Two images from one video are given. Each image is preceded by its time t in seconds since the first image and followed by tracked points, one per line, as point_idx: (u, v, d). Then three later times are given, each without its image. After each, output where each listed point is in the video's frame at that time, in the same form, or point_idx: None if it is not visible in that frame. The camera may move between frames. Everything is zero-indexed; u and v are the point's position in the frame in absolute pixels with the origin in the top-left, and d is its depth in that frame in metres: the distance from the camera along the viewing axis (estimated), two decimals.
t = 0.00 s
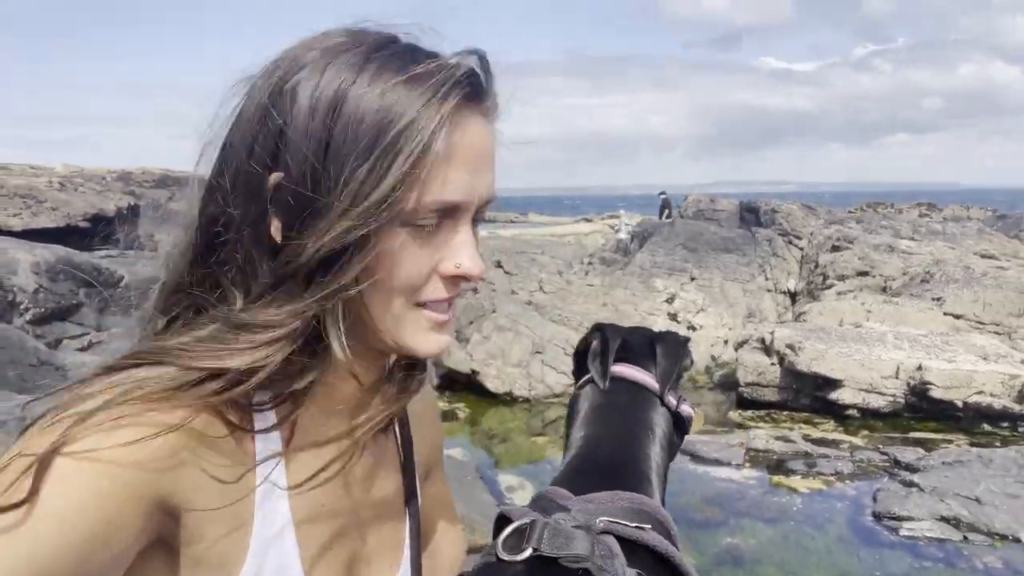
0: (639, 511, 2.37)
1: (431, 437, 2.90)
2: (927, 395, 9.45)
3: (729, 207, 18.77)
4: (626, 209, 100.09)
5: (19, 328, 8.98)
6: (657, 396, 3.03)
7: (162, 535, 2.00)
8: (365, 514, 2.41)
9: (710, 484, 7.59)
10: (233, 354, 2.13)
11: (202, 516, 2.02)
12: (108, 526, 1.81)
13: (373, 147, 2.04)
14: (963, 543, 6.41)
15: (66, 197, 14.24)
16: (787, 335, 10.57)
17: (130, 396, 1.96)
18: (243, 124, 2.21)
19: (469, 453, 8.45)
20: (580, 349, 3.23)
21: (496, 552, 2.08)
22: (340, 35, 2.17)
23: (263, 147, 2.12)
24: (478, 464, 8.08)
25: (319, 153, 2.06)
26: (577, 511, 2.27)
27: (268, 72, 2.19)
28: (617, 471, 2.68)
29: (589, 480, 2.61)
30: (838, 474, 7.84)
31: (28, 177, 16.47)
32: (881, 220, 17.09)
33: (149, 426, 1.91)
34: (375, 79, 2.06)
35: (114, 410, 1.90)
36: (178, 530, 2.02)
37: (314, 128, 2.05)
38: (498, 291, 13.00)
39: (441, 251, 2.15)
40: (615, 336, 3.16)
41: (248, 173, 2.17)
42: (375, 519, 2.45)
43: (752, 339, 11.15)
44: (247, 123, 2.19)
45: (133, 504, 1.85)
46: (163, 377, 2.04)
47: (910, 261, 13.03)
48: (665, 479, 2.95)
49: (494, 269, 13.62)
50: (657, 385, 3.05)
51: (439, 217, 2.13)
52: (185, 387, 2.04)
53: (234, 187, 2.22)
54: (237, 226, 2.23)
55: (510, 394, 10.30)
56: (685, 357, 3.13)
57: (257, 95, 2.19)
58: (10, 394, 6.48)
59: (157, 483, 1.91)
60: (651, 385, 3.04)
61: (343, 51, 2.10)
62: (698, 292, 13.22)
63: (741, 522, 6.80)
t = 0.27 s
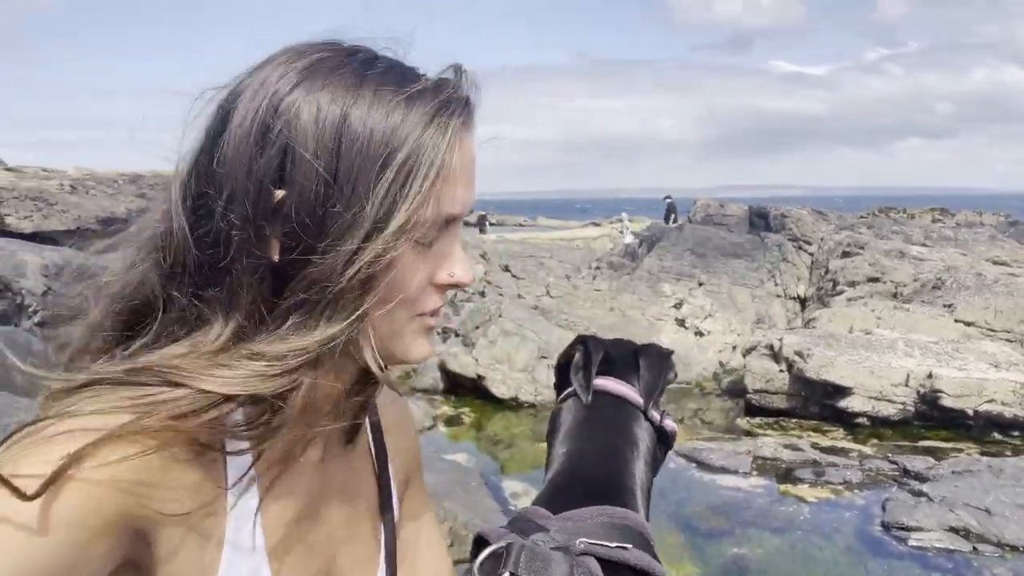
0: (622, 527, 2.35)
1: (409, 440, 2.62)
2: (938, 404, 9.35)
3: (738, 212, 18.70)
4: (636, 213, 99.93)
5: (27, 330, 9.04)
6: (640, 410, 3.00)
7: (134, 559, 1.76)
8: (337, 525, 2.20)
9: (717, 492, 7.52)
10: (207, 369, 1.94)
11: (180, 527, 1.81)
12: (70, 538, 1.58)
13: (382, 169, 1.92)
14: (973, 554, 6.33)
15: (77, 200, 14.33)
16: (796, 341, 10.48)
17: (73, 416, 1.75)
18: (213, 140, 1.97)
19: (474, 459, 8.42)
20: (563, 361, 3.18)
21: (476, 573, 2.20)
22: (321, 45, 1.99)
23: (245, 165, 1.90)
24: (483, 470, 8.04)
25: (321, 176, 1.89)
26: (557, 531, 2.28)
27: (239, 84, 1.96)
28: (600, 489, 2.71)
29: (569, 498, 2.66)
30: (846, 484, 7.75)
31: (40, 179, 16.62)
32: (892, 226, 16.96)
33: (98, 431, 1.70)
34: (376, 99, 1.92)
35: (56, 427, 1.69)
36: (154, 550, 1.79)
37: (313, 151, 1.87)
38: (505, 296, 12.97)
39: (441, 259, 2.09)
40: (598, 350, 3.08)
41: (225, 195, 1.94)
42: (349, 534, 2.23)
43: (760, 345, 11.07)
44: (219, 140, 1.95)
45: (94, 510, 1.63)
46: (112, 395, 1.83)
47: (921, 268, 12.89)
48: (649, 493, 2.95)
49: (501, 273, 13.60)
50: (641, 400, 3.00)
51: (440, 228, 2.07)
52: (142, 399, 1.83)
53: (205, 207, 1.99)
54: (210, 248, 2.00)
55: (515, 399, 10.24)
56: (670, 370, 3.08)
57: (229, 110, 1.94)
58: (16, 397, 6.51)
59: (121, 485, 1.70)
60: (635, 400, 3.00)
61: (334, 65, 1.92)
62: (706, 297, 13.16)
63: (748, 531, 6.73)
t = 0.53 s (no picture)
0: (607, 533, 2.30)
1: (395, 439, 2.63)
2: (943, 408, 9.29)
3: (744, 213, 18.64)
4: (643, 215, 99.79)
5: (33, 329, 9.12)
6: (626, 411, 2.99)
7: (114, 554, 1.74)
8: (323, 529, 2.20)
9: (719, 495, 7.49)
10: (212, 378, 1.92)
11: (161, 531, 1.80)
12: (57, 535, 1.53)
13: (385, 164, 1.91)
14: (977, 558, 6.29)
15: (84, 199, 14.40)
16: (800, 344, 10.44)
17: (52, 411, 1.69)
18: (200, 140, 1.90)
19: (477, 460, 8.41)
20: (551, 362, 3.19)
21: (455, 570, 2.07)
22: (306, 42, 1.96)
23: (241, 164, 1.84)
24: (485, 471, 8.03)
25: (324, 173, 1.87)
26: (542, 531, 2.21)
27: (223, 82, 1.90)
28: (585, 488, 2.67)
29: (553, 498, 2.61)
30: (850, 487, 7.70)
31: (48, 179, 16.75)
32: (898, 229, 16.88)
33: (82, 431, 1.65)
34: (372, 94, 1.91)
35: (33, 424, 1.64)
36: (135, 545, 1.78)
37: (315, 148, 1.85)
38: (509, 297, 12.98)
39: (433, 257, 2.11)
40: (585, 351, 3.11)
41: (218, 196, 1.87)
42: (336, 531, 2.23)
43: (765, 348, 11.04)
44: (207, 139, 1.88)
45: (84, 507, 1.58)
46: (103, 391, 1.79)
47: (927, 271, 12.81)
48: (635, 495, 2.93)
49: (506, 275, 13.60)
50: (628, 401, 3.01)
51: (438, 224, 2.09)
52: (128, 396, 1.81)
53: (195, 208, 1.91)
54: (201, 249, 1.92)
55: (518, 400, 10.13)
56: (658, 372, 3.08)
57: (216, 109, 1.88)
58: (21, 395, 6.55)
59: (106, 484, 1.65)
60: (620, 401, 3.00)
61: (326, 62, 1.91)
62: (711, 299, 13.14)
63: (750, 534, 6.70)
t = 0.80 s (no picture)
0: (603, 533, 2.29)
1: (405, 435, 2.63)
2: (947, 410, 9.27)
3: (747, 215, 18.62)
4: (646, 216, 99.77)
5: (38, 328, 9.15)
6: (625, 412, 2.98)
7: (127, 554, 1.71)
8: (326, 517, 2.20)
9: (722, 497, 7.48)
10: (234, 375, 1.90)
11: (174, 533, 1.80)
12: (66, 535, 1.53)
13: (403, 158, 1.92)
14: (980, 561, 6.28)
15: (89, 199, 14.43)
16: (804, 346, 10.43)
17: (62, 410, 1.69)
18: (212, 142, 1.88)
19: (480, 461, 8.42)
20: (549, 363, 3.19)
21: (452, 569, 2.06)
22: (311, 43, 1.96)
23: (259, 162, 1.83)
24: (488, 472, 8.04)
25: (345, 167, 1.87)
26: (539, 531, 2.21)
27: (232, 84, 1.89)
28: (582, 488, 2.66)
29: (550, 499, 2.60)
30: (853, 489, 7.69)
31: (52, 179, 16.79)
32: (903, 231, 16.84)
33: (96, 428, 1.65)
34: (385, 90, 1.93)
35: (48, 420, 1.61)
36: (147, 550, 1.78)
37: (335, 143, 1.85)
38: (512, 298, 12.99)
39: (445, 247, 2.12)
40: (583, 352, 3.11)
41: (236, 195, 1.85)
42: (337, 526, 2.22)
43: (768, 349, 11.02)
44: (220, 140, 1.87)
45: (98, 503, 1.59)
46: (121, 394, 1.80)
47: (932, 273, 12.79)
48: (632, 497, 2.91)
49: (509, 276, 13.61)
50: (626, 402, 2.99)
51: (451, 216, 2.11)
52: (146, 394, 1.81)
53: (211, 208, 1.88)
54: (216, 249, 1.89)
55: (521, 402, 10.16)
56: (656, 372, 3.07)
57: (228, 110, 1.86)
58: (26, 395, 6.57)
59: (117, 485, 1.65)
60: (619, 401, 2.99)
61: (336, 60, 1.92)
62: (714, 301, 13.13)
63: (753, 536, 6.69)
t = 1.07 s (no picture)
0: (601, 531, 2.27)
1: (415, 440, 2.57)
2: (949, 412, 9.26)
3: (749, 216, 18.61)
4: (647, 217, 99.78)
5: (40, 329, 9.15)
6: (627, 410, 2.99)
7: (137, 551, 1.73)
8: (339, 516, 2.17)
9: (724, 499, 7.48)
10: (260, 378, 1.90)
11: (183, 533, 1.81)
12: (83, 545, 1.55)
13: (415, 159, 1.93)
14: (983, 563, 6.26)
15: (91, 200, 14.44)
16: (806, 347, 10.42)
17: (83, 414, 1.67)
18: (224, 150, 1.87)
19: (482, 462, 8.41)
20: (550, 362, 3.20)
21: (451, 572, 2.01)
22: (313, 49, 1.96)
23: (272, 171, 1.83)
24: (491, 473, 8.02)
25: (358, 170, 1.86)
26: (537, 531, 2.20)
27: (240, 95, 1.88)
28: (585, 485, 2.65)
29: (554, 496, 2.58)
30: (856, 491, 7.68)
31: (54, 179, 16.79)
32: (904, 232, 16.83)
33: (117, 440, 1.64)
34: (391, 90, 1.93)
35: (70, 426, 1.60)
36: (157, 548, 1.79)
37: (348, 146, 1.85)
38: (514, 299, 12.99)
39: (453, 244, 2.13)
40: (584, 350, 3.12)
41: (253, 203, 1.85)
42: (351, 533, 2.17)
43: (770, 351, 11.01)
44: (232, 148, 1.86)
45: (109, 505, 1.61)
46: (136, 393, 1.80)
47: (934, 274, 12.77)
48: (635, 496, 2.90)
49: (511, 277, 13.60)
50: (629, 400, 3.00)
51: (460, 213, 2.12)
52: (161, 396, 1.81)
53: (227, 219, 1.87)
54: (232, 256, 1.89)
55: (523, 403, 10.17)
56: (658, 370, 3.08)
57: (238, 120, 1.86)
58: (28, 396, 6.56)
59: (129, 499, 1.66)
60: (621, 399, 3.00)
61: (342, 63, 1.92)
62: (716, 302, 13.12)
63: (755, 538, 6.68)
